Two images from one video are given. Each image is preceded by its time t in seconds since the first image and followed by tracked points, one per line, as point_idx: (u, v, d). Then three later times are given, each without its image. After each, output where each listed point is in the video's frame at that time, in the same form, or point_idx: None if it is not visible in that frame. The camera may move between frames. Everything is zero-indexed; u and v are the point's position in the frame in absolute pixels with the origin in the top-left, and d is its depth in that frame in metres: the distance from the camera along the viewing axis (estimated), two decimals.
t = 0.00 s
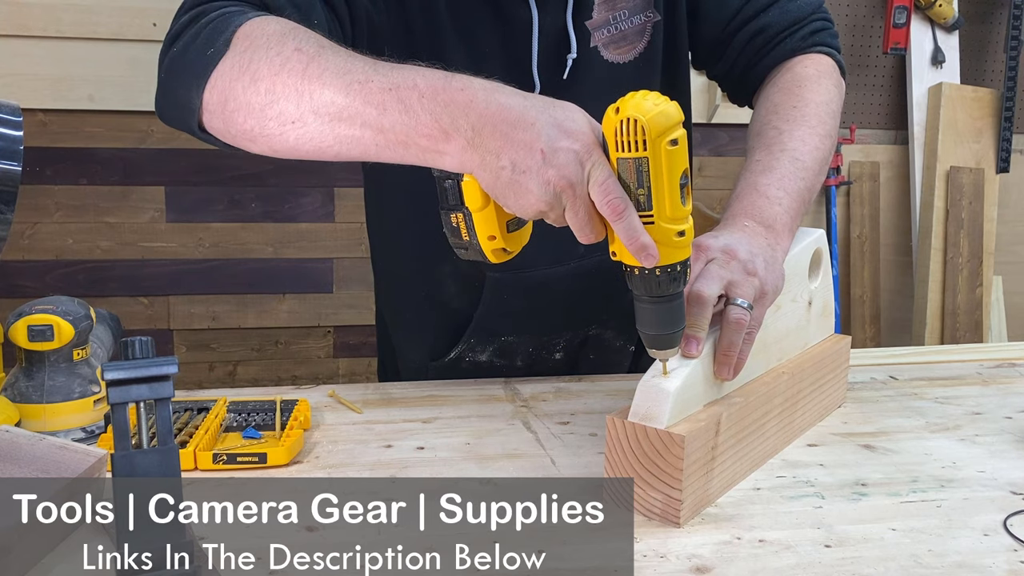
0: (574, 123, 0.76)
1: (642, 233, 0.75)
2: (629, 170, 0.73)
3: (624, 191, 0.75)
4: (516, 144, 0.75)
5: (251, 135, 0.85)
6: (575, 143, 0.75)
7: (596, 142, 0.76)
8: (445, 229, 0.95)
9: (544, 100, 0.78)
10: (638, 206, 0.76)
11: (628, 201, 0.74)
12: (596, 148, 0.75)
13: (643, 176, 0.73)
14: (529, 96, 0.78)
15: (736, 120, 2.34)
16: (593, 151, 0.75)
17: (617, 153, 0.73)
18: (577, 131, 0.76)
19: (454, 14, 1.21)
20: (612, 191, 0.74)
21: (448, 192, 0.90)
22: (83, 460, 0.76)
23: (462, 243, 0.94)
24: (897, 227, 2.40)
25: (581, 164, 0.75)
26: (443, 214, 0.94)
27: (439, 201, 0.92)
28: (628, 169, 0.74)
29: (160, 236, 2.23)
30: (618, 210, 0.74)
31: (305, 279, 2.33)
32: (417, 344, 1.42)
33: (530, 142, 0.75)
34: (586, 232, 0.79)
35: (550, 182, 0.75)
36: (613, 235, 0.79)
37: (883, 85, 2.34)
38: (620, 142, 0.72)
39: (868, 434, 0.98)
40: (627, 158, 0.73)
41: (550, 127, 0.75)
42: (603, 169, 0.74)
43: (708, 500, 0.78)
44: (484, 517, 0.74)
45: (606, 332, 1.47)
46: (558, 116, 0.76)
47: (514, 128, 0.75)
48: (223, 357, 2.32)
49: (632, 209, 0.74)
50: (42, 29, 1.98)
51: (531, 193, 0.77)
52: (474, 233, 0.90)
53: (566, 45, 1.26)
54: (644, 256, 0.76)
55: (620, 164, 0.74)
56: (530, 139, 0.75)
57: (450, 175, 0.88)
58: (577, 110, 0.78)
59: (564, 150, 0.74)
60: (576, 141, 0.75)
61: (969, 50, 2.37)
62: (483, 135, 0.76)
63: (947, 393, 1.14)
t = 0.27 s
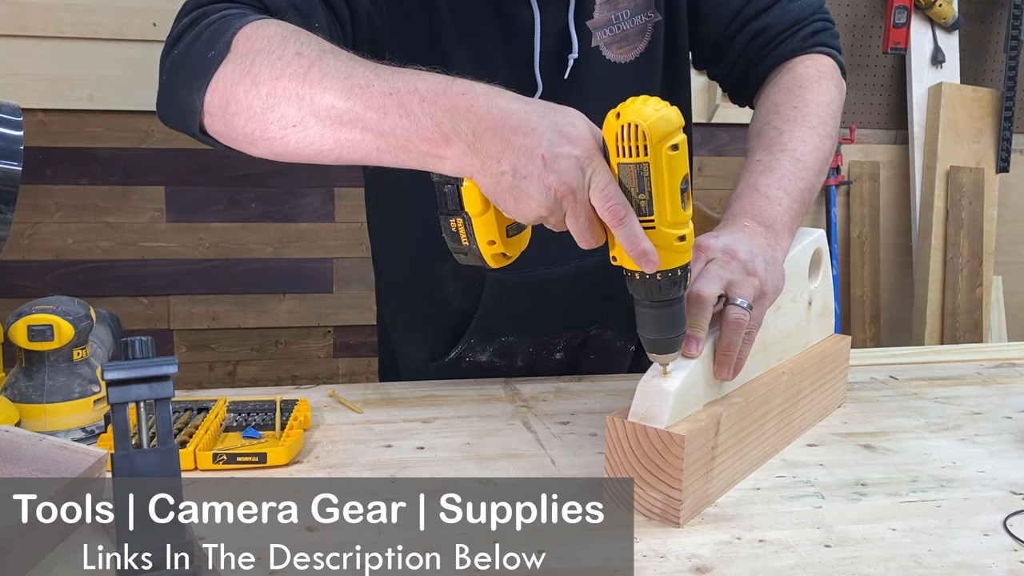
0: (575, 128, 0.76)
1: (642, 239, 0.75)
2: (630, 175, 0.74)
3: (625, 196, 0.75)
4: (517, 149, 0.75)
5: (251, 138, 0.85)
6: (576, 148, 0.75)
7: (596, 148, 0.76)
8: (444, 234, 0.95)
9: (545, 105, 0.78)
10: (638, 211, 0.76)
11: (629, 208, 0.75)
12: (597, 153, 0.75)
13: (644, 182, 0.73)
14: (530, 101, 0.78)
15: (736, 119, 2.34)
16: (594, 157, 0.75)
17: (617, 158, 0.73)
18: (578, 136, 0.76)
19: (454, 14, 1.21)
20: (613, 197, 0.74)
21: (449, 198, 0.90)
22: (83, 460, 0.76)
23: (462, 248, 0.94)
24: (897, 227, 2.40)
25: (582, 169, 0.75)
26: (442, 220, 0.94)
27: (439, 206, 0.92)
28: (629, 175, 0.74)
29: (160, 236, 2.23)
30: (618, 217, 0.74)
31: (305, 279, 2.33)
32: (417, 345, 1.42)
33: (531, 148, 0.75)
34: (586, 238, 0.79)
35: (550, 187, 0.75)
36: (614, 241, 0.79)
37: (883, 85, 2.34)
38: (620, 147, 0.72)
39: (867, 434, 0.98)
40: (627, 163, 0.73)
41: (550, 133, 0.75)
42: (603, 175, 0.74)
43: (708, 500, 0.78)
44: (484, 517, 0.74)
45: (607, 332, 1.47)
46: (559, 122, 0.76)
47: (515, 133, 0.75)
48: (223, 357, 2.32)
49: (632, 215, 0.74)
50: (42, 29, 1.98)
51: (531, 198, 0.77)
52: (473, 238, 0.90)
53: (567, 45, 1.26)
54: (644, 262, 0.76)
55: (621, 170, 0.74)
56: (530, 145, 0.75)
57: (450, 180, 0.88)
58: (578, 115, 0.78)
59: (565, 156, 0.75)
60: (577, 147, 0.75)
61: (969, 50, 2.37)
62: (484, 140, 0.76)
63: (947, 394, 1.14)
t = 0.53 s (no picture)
0: (576, 131, 0.76)
1: (643, 243, 0.75)
2: (630, 178, 0.74)
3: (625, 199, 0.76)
4: (518, 152, 0.75)
5: (253, 141, 0.85)
6: (577, 151, 0.75)
7: (597, 150, 0.76)
8: (445, 238, 0.95)
9: (545, 108, 0.78)
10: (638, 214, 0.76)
11: (629, 211, 0.75)
12: (598, 156, 0.75)
13: (644, 185, 0.74)
14: (531, 104, 0.78)
15: (736, 120, 2.35)
16: (595, 160, 0.75)
17: (618, 162, 0.73)
18: (579, 138, 0.76)
19: (454, 14, 1.21)
20: (613, 201, 0.74)
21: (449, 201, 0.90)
22: (83, 460, 0.76)
23: (462, 252, 0.94)
24: (897, 227, 2.40)
25: (582, 172, 0.75)
26: (443, 223, 0.93)
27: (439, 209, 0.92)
28: (629, 178, 0.74)
29: (160, 236, 2.23)
30: (618, 220, 0.74)
31: (305, 279, 2.33)
32: (417, 345, 1.42)
33: (531, 151, 0.75)
34: (586, 240, 0.79)
35: (550, 190, 0.75)
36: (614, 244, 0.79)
37: (883, 85, 2.34)
38: (621, 151, 0.72)
39: (868, 434, 0.98)
40: (628, 166, 0.73)
41: (551, 136, 0.75)
42: (604, 178, 0.74)
43: (708, 500, 0.78)
44: (484, 517, 0.74)
45: (607, 332, 1.47)
46: (560, 125, 0.76)
47: (516, 136, 0.75)
48: (223, 357, 2.32)
49: (632, 219, 0.75)
50: (42, 29, 1.98)
51: (532, 201, 0.77)
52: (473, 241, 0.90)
53: (567, 45, 1.26)
54: (644, 266, 0.76)
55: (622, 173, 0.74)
56: (531, 148, 0.75)
57: (450, 184, 0.88)
58: (579, 118, 0.78)
59: (566, 159, 0.75)
60: (577, 150, 0.75)
61: (969, 50, 2.37)
62: (485, 142, 0.76)
63: (947, 394, 1.14)
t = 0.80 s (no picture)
0: (576, 132, 0.76)
1: (643, 244, 0.75)
2: (631, 179, 0.74)
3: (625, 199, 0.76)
4: (519, 153, 0.75)
5: (254, 141, 0.85)
6: (577, 152, 0.75)
7: (598, 152, 0.76)
8: (445, 239, 0.95)
9: (546, 110, 0.78)
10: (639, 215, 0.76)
11: (630, 212, 0.75)
12: (599, 157, 0.75)
13: (645, 185, 0.74)
14: (532, 105, 0.78)
15: (736, 120, 2.35)
16: (595, 161, 0.75)
17: (618, 163, 0.74)
18: (580, 140, 0.76)
19: (455, 14, 1.21)
20: (613, 202, 0.74)
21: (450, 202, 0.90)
22: (83, 460, 0.76)
23: (463, 253, 0.94)
24: (897, 227, 2.40)
25: (582, 174, 0.75)
26: (443, 224, 0.93)
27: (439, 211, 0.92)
28: (630, 179, 0.74)
29: (160, 236, 2.23)
30: (618, 222, 0.74)
31: (305, 279, 2.33)
32: (417, 346, 1.42)
33: (532, 152, 0.75)
34: (586, 241, 0.79)
35: (551, 192, 0.75)
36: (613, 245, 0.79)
37: (883, 85, 2.34)
38: (621, 152, 0.73)
39: (868, 434, 0.98)
40: (628, 167, 0.73)
41: (552, 137, 0.75)
42: (604, 179, 0.74)
43: (708, 500, 0.78)
44: (484, 517, 0.74)
45: (607, 332, 1.47)
46: (561, 126, 0.76)
47: (517, 137, 0.75)
48: (223, 357, 2.32)
49: (632, 220, 0.75)
50: (42, 29, 1.98)
51: (532, 202, 0.77)
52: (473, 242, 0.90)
53: (567, 45, 1.26)
54: (644, 267, 0.76)
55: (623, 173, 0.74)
56: (532, 149, 0.75)
57: (450, 185, 0.88)
58: (580, 120, 0.78)
59: (566, 160, 0.74)
60: (578, 152, 0.75)
61: (969, 50, 2.37)
62: (486, 143, 0.76)
63: (947, 393, 1.14)
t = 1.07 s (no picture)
0: (577, 134, 0.76)
1: (643, 246, 0.75)
2: (631, 181, 0.74)
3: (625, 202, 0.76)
4: (519, 154, 0.75)
5: (256, 143, 0.85)
6: (578, 154, 0.75)
7: (598, 153, 0.76)
8: (446, 240, 0.95)
9: (547, 111, 0.78)
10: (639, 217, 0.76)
11: (630, 214, 0.75)
12: (599, 160, 0.75)
13: (645, 188, 0.73)
14: (532, 107, 0.78)
15: (736, 120, 2.35)
16: (595, 163, 0.75)
17: (619, 164, 0.74)
18: (580, 142, 0.76)
19: (455, 13, 1.21)
20: (614, 204, 0.74)
21: (450, 203, 0.90)
22: (83, 460, 0.76)
23: (463, 254, 0.94)
24: (897, 227, 2.40)
25: (583, 176, 0.75)
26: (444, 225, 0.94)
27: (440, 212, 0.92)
28: (630, 180, 0.74)
29: (160, 236, 2.23)
30: (619, 224, 0.74)
31: (305, 279, 2.33)
32: (418, 346, 1.42)
33: (533, 153, 0.75)
34: (587, 243, 0.79)
35: (551, 194, 0.75)
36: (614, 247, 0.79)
37: (883, 85, 2.34)
38: (621, 153, 0.73)
39: (868, 434, 0.98)
40: (628, 169, 0.73)
41: (552, 139, 0.75)
42: (604, 181, 0.74)
43: (708, 500, 0.78)
44: (484, 517, 0.74)
45: (608, 332, 1.47)
46: (561, 128, 0.76)
47: (517, 139, 0.75)
48: (223, 357, 2.32)
49: (632, 222, 0.75)
50: (42, 29, 1.98)
51: (533, 204, 0.77)
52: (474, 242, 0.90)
53: (567, 45, 1.26)
54: (644, 269, 0.76)
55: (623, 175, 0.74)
56: (532, 150, 0.75)
57: (451, 186, 0.89)
58: (580, 122, 0.78)
59: (567, 162, 0.74)
60: (578, 154, 0.75)
61: (969, 50, 2.37)
62: (486, 145, 0.76)
63: (947, 393, 1.14)
